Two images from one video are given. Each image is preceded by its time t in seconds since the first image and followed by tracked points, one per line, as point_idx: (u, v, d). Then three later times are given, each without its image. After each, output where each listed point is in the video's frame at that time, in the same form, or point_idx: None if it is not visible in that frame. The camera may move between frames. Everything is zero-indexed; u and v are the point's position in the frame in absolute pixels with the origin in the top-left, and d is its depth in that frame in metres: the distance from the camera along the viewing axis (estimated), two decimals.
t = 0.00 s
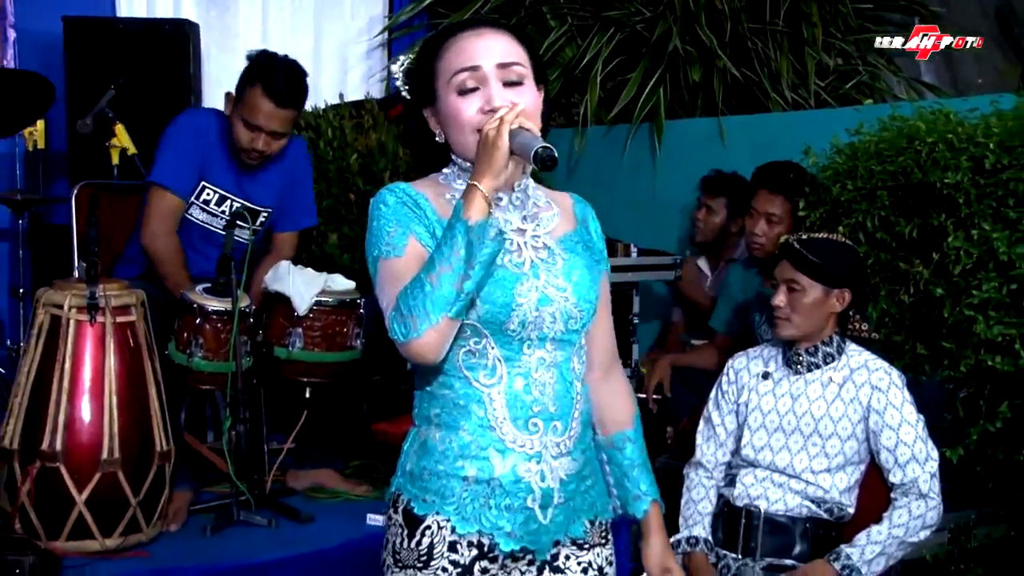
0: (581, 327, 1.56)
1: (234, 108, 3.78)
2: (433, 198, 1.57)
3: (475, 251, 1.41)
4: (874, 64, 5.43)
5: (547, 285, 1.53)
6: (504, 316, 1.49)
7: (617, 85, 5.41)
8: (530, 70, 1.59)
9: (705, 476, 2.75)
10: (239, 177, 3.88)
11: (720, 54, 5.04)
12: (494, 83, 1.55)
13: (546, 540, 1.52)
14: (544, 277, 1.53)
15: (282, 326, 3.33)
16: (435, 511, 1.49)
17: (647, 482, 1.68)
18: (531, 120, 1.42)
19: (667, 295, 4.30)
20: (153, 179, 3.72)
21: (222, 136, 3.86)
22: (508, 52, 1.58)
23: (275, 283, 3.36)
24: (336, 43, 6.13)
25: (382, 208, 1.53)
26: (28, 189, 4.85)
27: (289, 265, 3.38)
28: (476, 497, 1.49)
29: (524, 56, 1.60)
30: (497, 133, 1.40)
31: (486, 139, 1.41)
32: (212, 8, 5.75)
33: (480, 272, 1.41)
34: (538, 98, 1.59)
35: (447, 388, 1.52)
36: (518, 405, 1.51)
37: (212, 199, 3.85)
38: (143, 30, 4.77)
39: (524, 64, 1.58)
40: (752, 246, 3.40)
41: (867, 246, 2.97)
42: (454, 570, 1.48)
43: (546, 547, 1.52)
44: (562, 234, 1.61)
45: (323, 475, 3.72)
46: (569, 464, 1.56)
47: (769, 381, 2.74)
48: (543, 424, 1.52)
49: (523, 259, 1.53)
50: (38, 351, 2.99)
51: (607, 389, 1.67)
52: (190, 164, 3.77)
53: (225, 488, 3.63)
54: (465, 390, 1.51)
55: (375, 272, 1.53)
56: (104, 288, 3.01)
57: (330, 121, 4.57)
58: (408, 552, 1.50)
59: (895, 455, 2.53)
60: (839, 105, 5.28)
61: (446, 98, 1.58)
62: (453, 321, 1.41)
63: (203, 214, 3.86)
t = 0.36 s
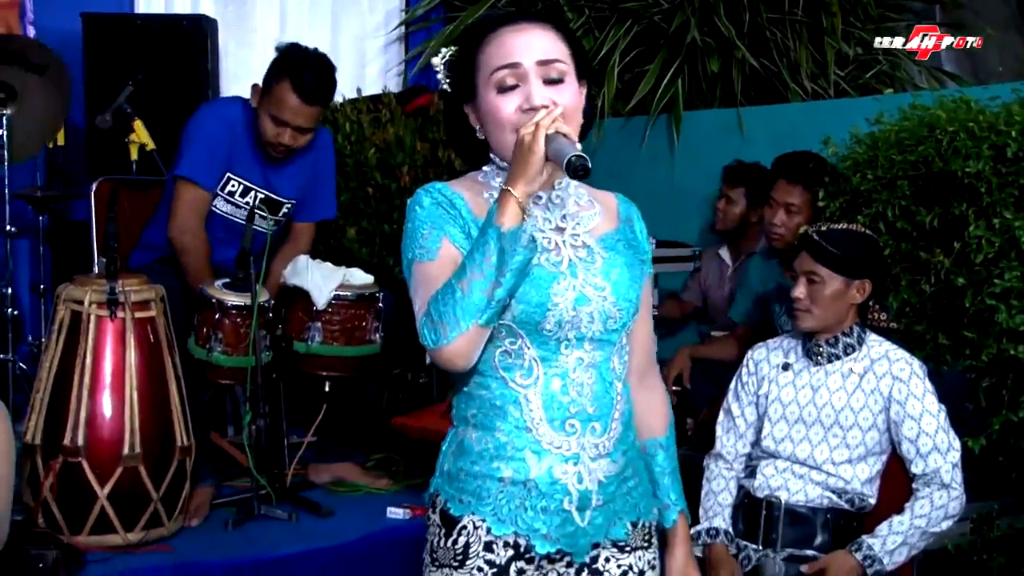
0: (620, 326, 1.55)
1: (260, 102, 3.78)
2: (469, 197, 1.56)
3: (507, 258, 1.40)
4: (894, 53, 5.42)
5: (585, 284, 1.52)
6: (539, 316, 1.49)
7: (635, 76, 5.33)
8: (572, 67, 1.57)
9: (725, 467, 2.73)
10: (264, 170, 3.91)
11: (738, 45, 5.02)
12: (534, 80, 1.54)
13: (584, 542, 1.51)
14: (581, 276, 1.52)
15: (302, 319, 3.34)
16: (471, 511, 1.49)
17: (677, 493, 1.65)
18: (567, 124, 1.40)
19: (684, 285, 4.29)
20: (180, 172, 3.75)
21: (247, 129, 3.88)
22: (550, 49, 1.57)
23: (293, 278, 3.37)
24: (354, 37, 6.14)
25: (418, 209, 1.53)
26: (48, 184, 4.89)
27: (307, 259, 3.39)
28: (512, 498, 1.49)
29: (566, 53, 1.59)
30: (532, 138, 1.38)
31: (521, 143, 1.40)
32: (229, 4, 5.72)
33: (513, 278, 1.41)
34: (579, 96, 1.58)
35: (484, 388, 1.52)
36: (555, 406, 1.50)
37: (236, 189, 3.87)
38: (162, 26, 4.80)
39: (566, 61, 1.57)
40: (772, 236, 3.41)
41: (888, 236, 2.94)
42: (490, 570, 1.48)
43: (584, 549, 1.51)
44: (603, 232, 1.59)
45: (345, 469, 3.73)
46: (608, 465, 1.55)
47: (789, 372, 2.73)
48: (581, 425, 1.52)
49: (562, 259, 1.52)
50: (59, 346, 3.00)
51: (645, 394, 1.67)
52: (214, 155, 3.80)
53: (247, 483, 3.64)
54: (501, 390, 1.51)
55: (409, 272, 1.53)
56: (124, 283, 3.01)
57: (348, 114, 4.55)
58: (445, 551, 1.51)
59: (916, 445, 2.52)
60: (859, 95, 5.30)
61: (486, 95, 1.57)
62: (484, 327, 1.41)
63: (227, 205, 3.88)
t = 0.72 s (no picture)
0: (664, 323, 1.53)
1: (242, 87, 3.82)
2: (513, 191, 1.53)
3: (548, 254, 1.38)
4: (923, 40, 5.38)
5: (629, 280, 1.49)
6: (582, 313, 1.46)
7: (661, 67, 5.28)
8: (617, 58, 1.53)
9: (756, 459, 2.71)
10: (260, 160, 3.90)
11: (765, 34, 4.98)
12: (578, 72, 1.50)
13: (625, 541, 1.49)
14: (625, 272, 1.50)
15: (329, 313, 3.35)
16: (512, 508, 1.48)
17: (729, 490, 1.64)
18: (607, 117, 1.36)
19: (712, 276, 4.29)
20: (177, 169, 3.73)
21: (235, 121, 3.89)
22: (595, 39, 1.52)
23: (320, 272, 3.38)
24: (379, 32, 6.09)
25: (460, 203, 1.51)
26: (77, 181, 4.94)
27: (333, 252, 3.40)
28: (552, 496, 1.47)
29: (612, 43, 1.54)
30: (572, 131, 1.35)
31: (561, 136, 1.37)
32: None
33: (554, 274, 1.38)
34: (624, 88, 1.54)
35: (525, 384, 1.50)
36: (597, 404, 1.48)
37: (234, 182, 3.85)
38: (188, 21, 4.82)
39: (612, 51, 1.53)
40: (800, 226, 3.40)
41: (917, 225, 2.90)
42: (530, 567, 1.47)
43: (626, 549, 1.50)
44: (648, 228, 1.57)
45: (373, 462, 3.74)
46: (651, 464, 1.53)
47: (819, 364, 2.71)
48: (623, 423, 1.49)
49: (605, 254, 1.50)
50: (90, 341, 3.02)
51: (694, 392, 1.65)
52: (210, 148, 3.80)
53: (276, 476, 3.65)
54: (543, 387, 1.49)
55: (450, 267, 1.51)
56: (154, 278, 3.03)
57: (372, 108, 4.51)
58: (485, 548, 1.50)
59: (949, 436, 2.50)
60: (888, 84, 5.27)
61: (529, 87, 1.53)
62: (524, 324, 1.40)
63: (228, 200, 3.86)
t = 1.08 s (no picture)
0: (677, 324, 1.50)
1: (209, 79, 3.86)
2: (529, 187, 1.53)
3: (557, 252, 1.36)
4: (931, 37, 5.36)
5: (642, 280, 1.47)
6: (592, 312, 1.44)
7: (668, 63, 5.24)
8: (635, 53, 1.53)
9: (760, 456, 2.72)
10: (240, 153, 3.90)
11: (772, 31, 4.96)
12: (594, 68, 1.49)
13: (634, 543, 1.47)
14: (639, 271, 1.47)
15: (335, 309, 3.35)
16: (519, 507, 1.47)
17: (741, 493, 1.63)
18: (621, 115, 1.34)
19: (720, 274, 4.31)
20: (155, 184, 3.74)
21: (205, 119, 3.90)
22: (613, 35, 1.51)
23: (327, 267, 3.37)
24: (387, 30, 5.92)
25: (475, 199, 1.50)
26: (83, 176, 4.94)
27: (340, 248, 3.39)
28: (560, 496, 1.46)
29: (631, 39, 1.54)
30: (584, 129, 1.33)
31: (572, 134, 1.35)
32: None
33: (563, 273, 1.37)
34: (641, 84, 1.54)
35: (536, 382, 1.49)
36: (607, 404, 1.46)
37: (217, 182, 3.89)
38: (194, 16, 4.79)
39: (630, 47, 1.52)
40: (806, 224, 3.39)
41: (925, 222, 2.90)
42: (538, 566, 1.46)
43: (634, 550, 1.48)
44: (664, 227, 1.54)
45: (378, 458, 3.75)
46: (661, 465, 1.51)
47: (825, 360, 2.71)
48: (633, 423, 1.48)
49: (619, 254, 1.47)
50: (96, 336, 3.02)
51: (709, 397, 1.65)
52: (190, 150, 3.84)
53: (282, 472, 3.65)
54: (553, 386, 1.47)
55: (462, 264, 1.50)
56: (160, 273, 3.03)
57: (381, 104, 4.50)
58: (494, 545, 1.49)
59: (954, 433, 2.49)
60: (895, 80, 5.26)
61: (546, 83, 1.52)
62: (531, 322, 1.39)
63: (214, 201, 3.90)
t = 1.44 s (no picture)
0: (680, 326, 1.49)
1: (205, 76, 3.85)
2: (535, 183, 1.52)
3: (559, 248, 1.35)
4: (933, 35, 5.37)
5: (645, 281, 1.45)
6: (595, 312, 1.43)
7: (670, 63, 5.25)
8: (648, 53, 1.53)
9: (762, 454, 2.72)
10: (241, 153, 3.90)
11: (775, 29, 4.96)
12: (606, 66, 1.49)
13: (631, 542, 1.47)
14: (642, 272, 1.46)
15: (338, 307, 3.35)
16: (518, 504, 1.47)
17: (746, 495, 1.63)
18: (627, 114, 1.34)
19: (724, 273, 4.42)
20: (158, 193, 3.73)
21: (198, 125, 3.89)
22: (627, 33, 1.51)
23: (329, 265, 3.37)
24: (389, 26, 5.88)
25: (482, 193, 1.50)
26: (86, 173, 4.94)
27: (343, 246, 3.40)
28: (558, 493, 1.45)
29: (644, 38, 1.54)
30: (589, 128, 1.33)
31: (578, 132, 1.34)
32: None
33: (565, 270, 1.36)
34: (653, 84, 1.54)
35: (537, 380, 1.48)
36: (606, 403, 1.45)
37: (217, 184, 3.86)
38: (198, 14, 4.77)
39: (643, 46, 1.52)
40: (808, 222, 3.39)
41: (927, 221, 2.89)
42: (536, 562, 1.46)
43: (631, 549, 1.47)
44: (671, 228, 1.53)
45: (381, 456, 3.75)
46: (660, 465, 1.50)
47: (827, 358, 2.71)
48: (632, 423, 1.47)
49: (623, 254, 1.46)
50: (98, 333, 3.02)
51: (715, 398, 1.64)
52: (193, 150, 3.84)
53: (285, 469, 3.66)
54: (554, 384, 1.46)
55: (468, 256, 1.50)
56: (162, 270, 3.03)
57: (384, 102, 4.51)
58: (494, 541, 1.49)
59: (957, 432, 2.49)
60: (897, 79, 5.26)
61: (557, 79, 1.52)
62: (532, 318, 1.38)
63: (218, 202, 3.87)
